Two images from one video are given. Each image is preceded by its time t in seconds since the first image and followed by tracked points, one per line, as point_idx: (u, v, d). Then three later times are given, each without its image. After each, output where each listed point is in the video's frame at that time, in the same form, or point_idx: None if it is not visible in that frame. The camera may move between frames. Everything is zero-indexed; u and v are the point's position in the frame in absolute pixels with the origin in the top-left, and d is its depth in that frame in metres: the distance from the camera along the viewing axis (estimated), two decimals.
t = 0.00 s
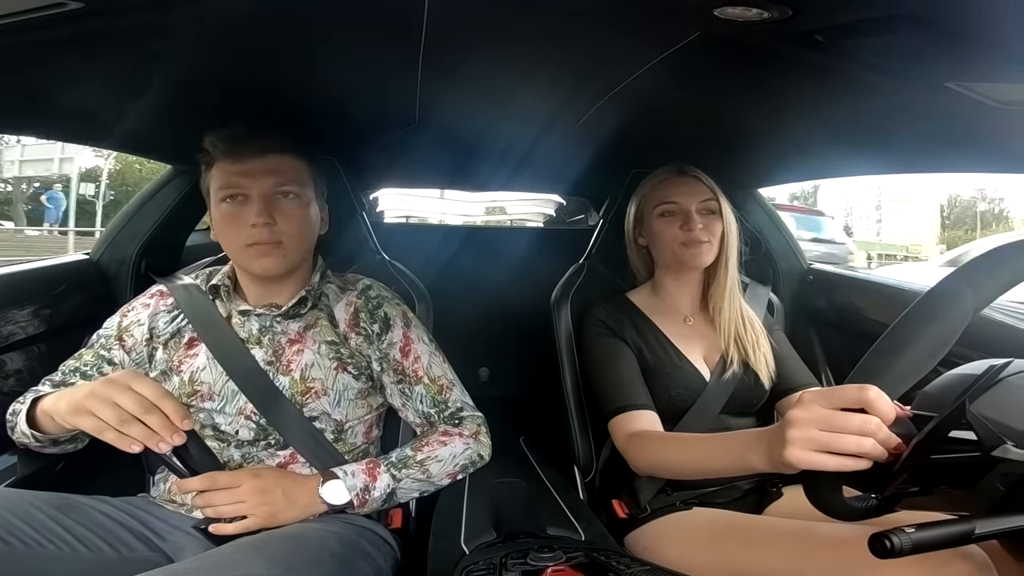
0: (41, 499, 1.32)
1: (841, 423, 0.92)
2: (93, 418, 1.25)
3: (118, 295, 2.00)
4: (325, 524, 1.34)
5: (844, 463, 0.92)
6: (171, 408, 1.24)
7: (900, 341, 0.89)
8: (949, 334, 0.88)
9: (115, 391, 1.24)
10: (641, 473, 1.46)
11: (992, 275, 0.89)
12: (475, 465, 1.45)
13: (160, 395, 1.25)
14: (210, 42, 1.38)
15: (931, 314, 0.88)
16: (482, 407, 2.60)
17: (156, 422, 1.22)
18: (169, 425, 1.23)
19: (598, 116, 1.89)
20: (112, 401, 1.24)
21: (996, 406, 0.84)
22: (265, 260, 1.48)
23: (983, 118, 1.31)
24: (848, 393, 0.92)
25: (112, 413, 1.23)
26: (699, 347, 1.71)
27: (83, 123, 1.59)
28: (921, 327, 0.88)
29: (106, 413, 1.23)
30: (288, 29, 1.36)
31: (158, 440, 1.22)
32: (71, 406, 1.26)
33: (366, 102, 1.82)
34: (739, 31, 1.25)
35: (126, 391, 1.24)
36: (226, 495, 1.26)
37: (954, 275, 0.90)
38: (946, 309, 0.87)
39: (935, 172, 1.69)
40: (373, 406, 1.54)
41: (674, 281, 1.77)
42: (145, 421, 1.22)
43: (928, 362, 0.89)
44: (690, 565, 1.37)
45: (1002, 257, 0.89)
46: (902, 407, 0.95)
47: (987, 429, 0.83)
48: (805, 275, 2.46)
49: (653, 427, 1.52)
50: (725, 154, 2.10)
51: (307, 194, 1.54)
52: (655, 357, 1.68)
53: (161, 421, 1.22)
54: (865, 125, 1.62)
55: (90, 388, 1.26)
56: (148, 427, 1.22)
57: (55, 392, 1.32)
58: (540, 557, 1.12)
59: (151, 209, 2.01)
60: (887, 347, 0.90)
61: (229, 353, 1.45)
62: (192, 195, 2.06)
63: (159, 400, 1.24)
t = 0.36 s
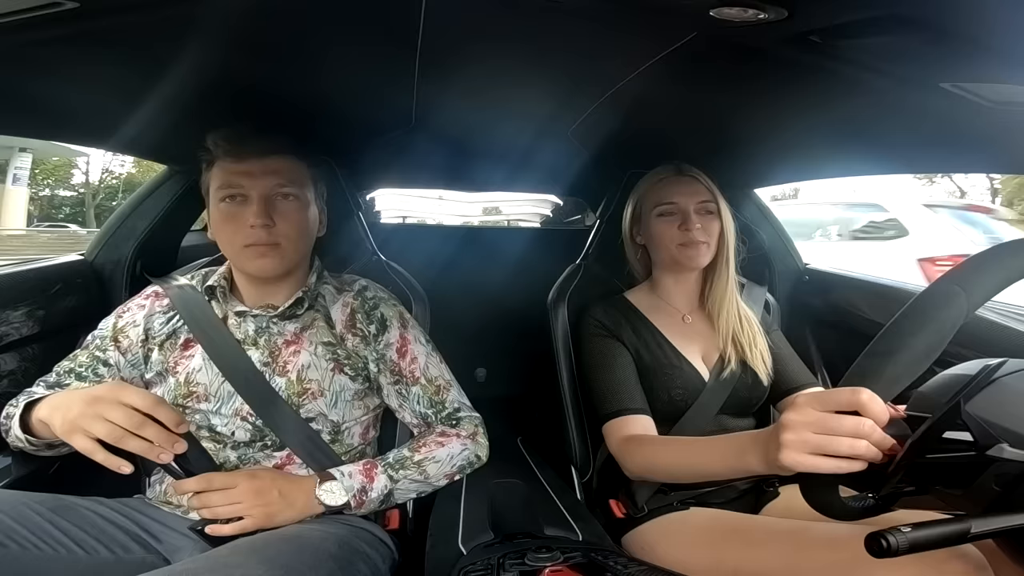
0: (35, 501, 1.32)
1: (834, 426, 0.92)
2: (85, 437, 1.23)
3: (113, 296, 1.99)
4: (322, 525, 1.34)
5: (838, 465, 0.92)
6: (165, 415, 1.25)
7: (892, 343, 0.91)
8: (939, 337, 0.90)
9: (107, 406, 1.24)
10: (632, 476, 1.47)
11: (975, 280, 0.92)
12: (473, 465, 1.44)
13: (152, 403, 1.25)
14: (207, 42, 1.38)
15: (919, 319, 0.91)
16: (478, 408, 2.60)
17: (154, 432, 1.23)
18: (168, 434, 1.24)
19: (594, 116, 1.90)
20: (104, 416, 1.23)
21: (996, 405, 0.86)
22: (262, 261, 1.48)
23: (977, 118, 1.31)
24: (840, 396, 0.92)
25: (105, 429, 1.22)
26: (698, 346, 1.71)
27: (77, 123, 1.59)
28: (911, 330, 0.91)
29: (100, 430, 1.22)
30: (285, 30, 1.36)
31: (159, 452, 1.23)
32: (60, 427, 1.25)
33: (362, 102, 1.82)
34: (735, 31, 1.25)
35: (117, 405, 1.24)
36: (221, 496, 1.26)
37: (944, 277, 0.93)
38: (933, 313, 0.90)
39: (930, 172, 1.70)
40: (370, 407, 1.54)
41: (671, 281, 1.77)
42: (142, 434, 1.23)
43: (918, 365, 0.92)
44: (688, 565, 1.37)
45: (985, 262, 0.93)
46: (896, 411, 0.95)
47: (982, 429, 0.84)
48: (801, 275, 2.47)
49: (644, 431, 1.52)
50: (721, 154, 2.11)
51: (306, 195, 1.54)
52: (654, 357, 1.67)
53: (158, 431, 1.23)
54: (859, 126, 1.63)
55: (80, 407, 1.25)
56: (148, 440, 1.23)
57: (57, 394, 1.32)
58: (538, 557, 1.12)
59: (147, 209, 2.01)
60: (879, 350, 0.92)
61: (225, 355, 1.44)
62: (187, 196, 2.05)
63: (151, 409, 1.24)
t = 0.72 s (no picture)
0: (33, 503, 1.31)
1: (826, 433, 0.93)
2: (119, 463, 1.25)
3: (110, 297, 1.99)
4: (321, 526, 1.33)
5: (831, 470, 0.93)
6: (184, 431, 1.24)
7: (881, 352, 0.87)
8: (931, 342, 0.85)
9: (124, 432, 1.24)
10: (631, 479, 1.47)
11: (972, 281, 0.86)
12: (472, 467, 1.44)
13: (169, 423, 1.24)
14: (206, 44, 1.38)
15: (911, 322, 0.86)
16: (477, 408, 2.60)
17: (180, 452, 1.24)
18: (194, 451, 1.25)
19: (593, 117, 1.90)
20: (128, 442, 1.24)
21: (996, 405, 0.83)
22: (268, 264, 1.48)
23: (973, 119, 1.32)
24: (831, 404, 0.92)
25: (135, 456, 1.23)
26: (694, 346, 1.71)
27: (74, 124, 1.58)
28: (904, 335, 0.86)
29: (131, 457, 1.24)
30: (284, 31, 1.36)
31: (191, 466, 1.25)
32: (92, 456, 1.26)
33: (361, 104, 1.82)
34: (733, 32, 1.25)
35: (137, 430, 1.23)
36: (220, 496, 1.26)
37: (935, 282, 0.88)
38: (926, 317, 0.85)
39: (928, 173, 1.70)
40: (369, 409, 1.53)
41: (669, 282, 1.77)
42: (169, 456, 1.24)
43: (913, 370, 0.87)
44: (686, 565, 1.37)
45: (982, 262, 0.87)
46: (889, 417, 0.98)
47: (979, 428, 0.83)
48: (799, 275, 2.47)
49: (643, 436, 1.52)
50: (719, 155, 2.11)
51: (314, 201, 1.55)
52: (650, 360, 1.67)
53: (184, 450, 1.24)
54: (857, 127, 1.63)
55: (96, 435, 1.25)
56: (175, 457, 1.24)
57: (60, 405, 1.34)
58: (536, 558, 1.12)
59: (144, 211, 2.00)
60: (872, 355, 0.88)
61: (223, 359, 1.44)
62: (185, 197, 2.05)
63: (170, 428, 1.24)
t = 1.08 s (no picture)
0: (32, 504, 1.31)
1: (823, 436, 0.93)
2: (126, 468, 1.26)
3: (110, 297, 1.99)
4: (321, 526, 1.33)
5: (827, 472, 0.93)
6: (187, 430, 1.25)
7: (878, 355, 0.86)
8: (928, 344, 0.84)
9: (127, 437, 1.24)
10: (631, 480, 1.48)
11: (970, 282, 0.85)
12: (472, 467, 1.44)
13: (170, 423, 1.25)
14: (206, 43, 1.37)
15: (909, 324, 0.84)
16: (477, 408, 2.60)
17: (184, 450, 1.24)
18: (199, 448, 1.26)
19: (592, 117, 1.90)
20: (131, 446, 1.24)
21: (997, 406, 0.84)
22: (267, 265, 1.48)
23: (973, 118, 1.32)
24: (827, 407, 0.93)
25: (141, 459, 1.24)
26: (694, 346, 1.71)
27: (73, 124, 1.58)
28: (901, 337, 0.84)
29: (137, 460, 1.24)
30: (284, 31, 1.36)
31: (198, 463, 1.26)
32: (97, 464, 1.27)
33: (360, 104, 1.82)
34: (733, 32, 1.25)
35: (140, 433, 1.24)
36: (220, 496, 1.26)
37: (930, 285, 0.87)
38: (922, 320, 0.84)
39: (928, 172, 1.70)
40: (369, 409, 1.53)
41: (668, 282, 1.77)
42: (174, 455, 1.24)
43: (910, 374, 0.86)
44: (685, 565, 1.36)
45: (981, 263, 0.86)
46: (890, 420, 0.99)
47: (978, 428, 0.83)
48: (799, 275, 2.48)
49: (641, 434, 1.52)
50: (719, 155, 2.11)
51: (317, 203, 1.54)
52: (649, 360, 1.67)
53: (188, 447, 1.25)
54: (857, 127, 1.63)
55: (99, 442, 1.25)
56: (180, 455, 1.25)
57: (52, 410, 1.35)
58: (537, 558, 1.12)
59: (144, 211, 2.01)
60: (868, 359, 0.87)
61: (222, 359, 1.44)
62: (184, 197, 2.05)
63: (173, 429, 1.25)
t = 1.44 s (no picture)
0: (33, 503, 1.31)
1: (821, 442, 0.92)
2: (132, 468, 1.26)
3: (110, 296, 1.99)
4: (321, 526, 1.34)
5: (826, 477, 0.93)
6: (188, 429, 1.24)
7: (875, 361, 0.86)
8: (922, 353, 0.84)
9: (128, 439, 1.25)
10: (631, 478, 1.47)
11: (965, 287, 0.85)
12: (472, 467, 1.44)
13: (171, 423, 1.25)
14: (208, 43, 1.38)
15: (903, 334, 0.85)
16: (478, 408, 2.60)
17: (187, 450, 1.24)
18: (201, 446, 1.25)
19: (594, 117, 1.90)
20: (135, 448, 1.24)
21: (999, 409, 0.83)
22: (252, 263, 1.48)
23: (975, 120, 1.31)
24: (825, 413, 0.92)
25: (146, 459, 1.24)
26: (694, 346, 1.71)
27: (75, 123, 1.58)
28: (896, 346, 0.85)
29: (142, 461, 1.24)
30: (286, 31, 1.36)
31: (202, 461, 1.25)
32: (103, 465, 1.27)
33: (362, 103, 1.82)
34: (734, 33, 1.25)
35: (143, 434, 1.24)
36: (220, 495, 1.26)
37: (928, 290, 0.87)
38: (917, 327, 0.84)
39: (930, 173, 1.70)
40: (369, 408, 1.53)
41: (667, 283, 1.78)
42: (177, 455, 1.24)
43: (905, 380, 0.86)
44: (686, 565, 1.36)
45: (976, 268, 0.86)
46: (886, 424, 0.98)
47: (981, 428, 0.83)
48: (799, 275, 2.48)
49: (642, 434, 1.52)
50: (721, 155, 2.11)
51: (306, 200, 1.53)
52: (650, 359, 1.67)
53: (191, 446, 1.24)
54: (859, 127, 1.63)
55: (102, 445, 1.25)
56: (184, 454, 1.24)
57: (50, 414, 1.34)
58: (536, 558, 1.12)
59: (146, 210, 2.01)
60: (865, 365, 0.88)
61: (223, 358, 1.44)
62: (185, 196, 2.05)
63: (174, 429, 1.24)
